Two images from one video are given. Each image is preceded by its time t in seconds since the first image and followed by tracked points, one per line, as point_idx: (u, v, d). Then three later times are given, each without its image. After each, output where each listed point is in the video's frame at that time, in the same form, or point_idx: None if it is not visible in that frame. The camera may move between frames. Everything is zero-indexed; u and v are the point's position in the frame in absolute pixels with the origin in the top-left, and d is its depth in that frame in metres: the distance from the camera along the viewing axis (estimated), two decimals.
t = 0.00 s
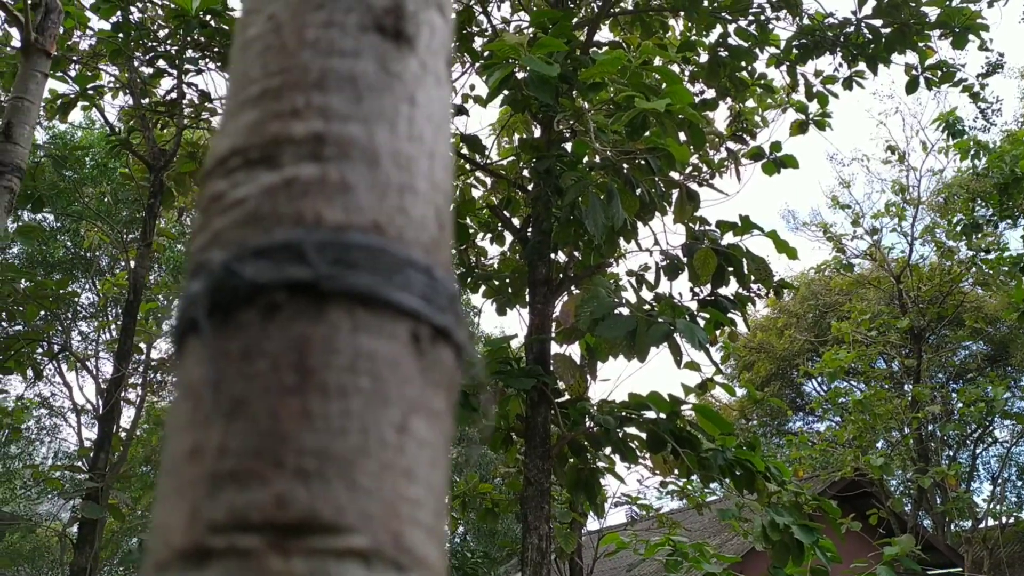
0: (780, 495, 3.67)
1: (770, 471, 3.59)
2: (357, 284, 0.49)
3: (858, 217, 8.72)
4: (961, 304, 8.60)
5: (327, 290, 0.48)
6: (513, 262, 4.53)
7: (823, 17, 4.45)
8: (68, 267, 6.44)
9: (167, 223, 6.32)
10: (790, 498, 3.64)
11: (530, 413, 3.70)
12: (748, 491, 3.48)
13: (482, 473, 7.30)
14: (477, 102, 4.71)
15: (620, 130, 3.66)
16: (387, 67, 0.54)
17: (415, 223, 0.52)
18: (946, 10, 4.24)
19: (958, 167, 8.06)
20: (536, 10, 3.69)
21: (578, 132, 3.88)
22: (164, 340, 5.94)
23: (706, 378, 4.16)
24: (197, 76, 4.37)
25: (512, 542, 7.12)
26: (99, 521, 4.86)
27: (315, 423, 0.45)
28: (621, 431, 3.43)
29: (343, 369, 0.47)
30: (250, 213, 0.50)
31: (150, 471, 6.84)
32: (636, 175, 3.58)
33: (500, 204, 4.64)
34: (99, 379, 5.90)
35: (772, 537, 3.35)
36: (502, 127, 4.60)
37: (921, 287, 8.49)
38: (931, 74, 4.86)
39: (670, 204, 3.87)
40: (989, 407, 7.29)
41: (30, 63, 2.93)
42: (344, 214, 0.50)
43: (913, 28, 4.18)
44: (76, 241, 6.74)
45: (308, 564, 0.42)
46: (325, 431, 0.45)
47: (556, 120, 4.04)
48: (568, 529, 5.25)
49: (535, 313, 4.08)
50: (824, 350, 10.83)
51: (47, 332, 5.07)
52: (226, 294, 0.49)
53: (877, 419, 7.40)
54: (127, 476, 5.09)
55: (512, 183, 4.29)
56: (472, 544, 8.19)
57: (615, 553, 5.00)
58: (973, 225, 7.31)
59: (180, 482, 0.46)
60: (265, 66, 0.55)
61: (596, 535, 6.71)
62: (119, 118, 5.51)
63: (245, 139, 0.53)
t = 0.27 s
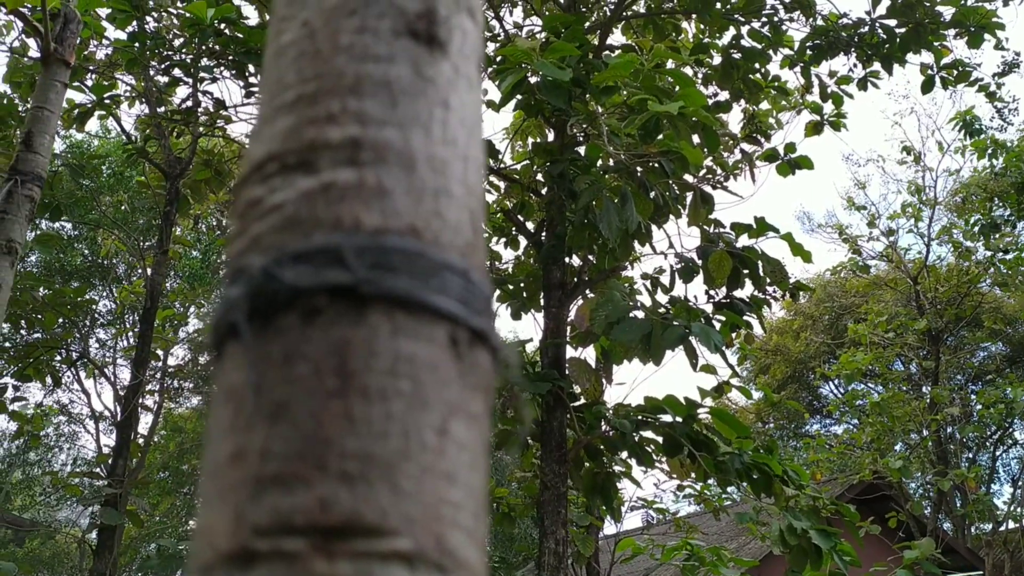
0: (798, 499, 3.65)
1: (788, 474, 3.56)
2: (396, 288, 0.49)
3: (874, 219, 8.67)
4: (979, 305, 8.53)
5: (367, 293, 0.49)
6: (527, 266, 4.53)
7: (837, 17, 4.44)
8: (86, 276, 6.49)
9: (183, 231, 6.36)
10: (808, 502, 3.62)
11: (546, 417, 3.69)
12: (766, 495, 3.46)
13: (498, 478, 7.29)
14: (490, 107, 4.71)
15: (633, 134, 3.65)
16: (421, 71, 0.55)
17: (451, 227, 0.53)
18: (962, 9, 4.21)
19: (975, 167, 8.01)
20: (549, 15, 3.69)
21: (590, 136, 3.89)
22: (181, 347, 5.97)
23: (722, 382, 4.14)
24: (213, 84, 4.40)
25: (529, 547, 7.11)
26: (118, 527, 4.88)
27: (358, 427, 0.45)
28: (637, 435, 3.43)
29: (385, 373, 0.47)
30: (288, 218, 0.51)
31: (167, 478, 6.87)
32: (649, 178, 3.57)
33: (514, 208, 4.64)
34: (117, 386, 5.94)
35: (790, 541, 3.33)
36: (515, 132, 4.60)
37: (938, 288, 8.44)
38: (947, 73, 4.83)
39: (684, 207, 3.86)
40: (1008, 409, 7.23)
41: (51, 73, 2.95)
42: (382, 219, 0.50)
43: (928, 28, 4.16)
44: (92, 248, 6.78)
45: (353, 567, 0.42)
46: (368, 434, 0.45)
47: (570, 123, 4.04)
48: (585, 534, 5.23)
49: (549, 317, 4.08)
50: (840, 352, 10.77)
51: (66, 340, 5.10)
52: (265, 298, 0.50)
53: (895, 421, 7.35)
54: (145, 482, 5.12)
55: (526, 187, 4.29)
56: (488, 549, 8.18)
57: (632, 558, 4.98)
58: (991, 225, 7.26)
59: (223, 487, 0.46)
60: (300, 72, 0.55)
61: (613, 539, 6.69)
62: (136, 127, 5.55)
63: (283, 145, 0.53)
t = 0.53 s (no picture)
0: (818, 503, 3.61)
1: (808, 479, 3.53)
2: (430, 300, 0.50)
3: (892, 220, 8.61)
4: (1001, 306, 8.45)
5: (401, 305, 0.49)
6: (544, 271, 4.52)
7: (854, 18, 4.41)
8: (105, 285, 6.54)
9: (200, 239, 6.39)
10: (828, 506, 3.58)
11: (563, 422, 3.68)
12: (786, 500, 3.43)
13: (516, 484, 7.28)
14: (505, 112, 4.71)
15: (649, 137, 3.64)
16: (451, 83, 0.56)
17: (483, 239, 0.54)
18: (980, 8, 4.17)
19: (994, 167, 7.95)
20: (563, 19, 3.68)
21: (607, 139, 3.88)
22: (199, 355, 6.00)
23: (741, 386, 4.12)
24: (229, 93, 4.42)
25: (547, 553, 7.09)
26: (138, 534, 4.91)
27: (396, 439, 0.45)
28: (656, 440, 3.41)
29: (421, 384, 0.47)
30: (323, 230, 0.52)
31: (186, 485, 6.90)
32: (665, 181, 3.54)
33: (529, 213, 4.64)
34: (137, 393, 5.99)
35: (811, 546, 3.29)
36: (530, 137, 4.60)
37: (958, 289, 8.37)
38: (966, 73, 4.79)
39: (701, 210, 3.84)
40: None
41: (72, 84, 2.98)
42: (416, 231, 0.51)
43: (946, 27, 4.12)
44: (110, 257, 6.83)
45: None
46: (405, 446, 0.45)
47: (585, 128, 4.03)
48: (604, 539, 5.21)
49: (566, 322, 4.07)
50: (859, 355, 10.70)
51: (86, 348, 5.14)
52: (301, 310, 0.50)
53: (916, 424, 7.28)
54: (165, 489, 5.14)
55: (542, 192, 4.28)
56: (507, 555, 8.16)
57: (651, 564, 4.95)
58: (1012, 225, 7.19)
59: (264, 499, 0.47)
60: (331, 85, 0.57)
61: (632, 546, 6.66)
62: (153, 136, 5.59)
63: (315, 160, 0.55)
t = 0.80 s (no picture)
0: (837, 509, 3.57)
1: (827, 484, 3.49)
2: (470, 315, 0.51)
3: (909, 223, 8.55)
4: (1020, 309, 8.36)
5: (442, 319, 0.51)
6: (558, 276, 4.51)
7: (869, 19, 4.38)
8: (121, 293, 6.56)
9: (216, 247, 6.41)
10: (848, 512, 3.54)
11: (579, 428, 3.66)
12: (805, 505, 3.39)
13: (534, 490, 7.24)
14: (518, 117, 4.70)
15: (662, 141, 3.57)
16: (487, 96, 0.58)
17: (521, 252, 0.55)
18: (997, 8, 4.14)
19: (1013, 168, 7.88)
20: (576, 24, 3.65)
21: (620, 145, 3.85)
22: (215, 362, 6.01)
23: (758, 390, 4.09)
24: (244, 101, 4.43)
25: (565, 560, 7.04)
26: (156, 542, 4.90)
27: (439, 455, 0.47)
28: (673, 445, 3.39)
29: (462, 399, 0.49)
30: (361, 244, 0.54)
31: (203, 492, 6.91)
32: (681, 186, 3.52)
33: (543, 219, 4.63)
34: (153, 401, 5.99)
35: (830, 552, 3.25)
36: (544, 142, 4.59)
37: (977, 292, 8.29)
38: (984, 73, 4.75)
39: (716, 215, 3.81)
40: None
41: (90, 94, 2.99)
42: (454, 244, 0.53)
43: (962, 28, 4.09)
44: (127, 266, 6.86)
45: None
46: (448, 462, 0.47)
47: (599, 132, 4.02)
48: (621, 546, 5.18)
49: (581, 327, 4.05)
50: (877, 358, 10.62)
51: (103, 356, 5.16)
52: (341, 324, 0.52)
53: (936, 429, 7.21)
54: (182, 497, 5.14)
55: (555, 197, 4.27)
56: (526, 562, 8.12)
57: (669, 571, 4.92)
58: None
59: (310, 513, 0.49)
60: (367, 101, 0.59)
61: (650, 553, 6.61)
62: (169, 145, 5.61)
63: (353, 173, 0.57)
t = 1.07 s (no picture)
0: (855, 513, 3.54)
1: (844, 488, 3.46)
2: (509, 311, 0.55)
3: (925, 226, 8.49)
4: None
5: (481, 317, 0.55)
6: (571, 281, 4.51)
7: (882, 22, 4.36)
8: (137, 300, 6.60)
9: (231, 254, 6.43)
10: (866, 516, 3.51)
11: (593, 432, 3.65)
12: (821, 510, 3.37)
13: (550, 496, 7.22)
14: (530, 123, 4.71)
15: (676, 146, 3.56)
16: (520, 94, 0.63)
17: (557, 248, 0.60)
18: (1012, 9, 4.11)
19: None
20: (589, 29, 3.64)
21: (633, 149, 3.79)
22: (230, 369, 6.02)
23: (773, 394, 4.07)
24: (258, 109, 4.45)
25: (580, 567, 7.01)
26: (172, 548, 4.92)
27: (481, 454, 0.50)
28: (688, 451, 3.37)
29: (503, 398, 0.52)
30: (398, 243, 0.58)
31: (218, 499, 6.92)
32: (694, 190, 3.50)
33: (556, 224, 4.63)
34: (169, 407, 6.01)
35: (848, 556, 3.23)
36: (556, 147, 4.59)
37: (994, 295, 8.23)
38: (999, 75, 4.72)
39: (730, 219, 3.80)
40: None
41: (109, 103, 3.02)
42: (491, 241, 0.57)
43: (977, 29, 4.07)
44: (142, 274, 6.89)
45: None
46: (491, 461, 0.50)
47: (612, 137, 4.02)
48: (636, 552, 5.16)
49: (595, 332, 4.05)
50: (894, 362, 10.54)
51: (119, 363, 5.19)
52: (381, 324, 0.56)
53: (954, 433, 7.15)
54: (197, 503, 5.14)
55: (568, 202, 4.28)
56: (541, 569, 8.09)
57: None
58: None
59: (354, 509, 0.52)
60: (401, 100, 0.64)
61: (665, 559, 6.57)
62: (184, 153, 5.64)
63: (387, 172, 0.61)
